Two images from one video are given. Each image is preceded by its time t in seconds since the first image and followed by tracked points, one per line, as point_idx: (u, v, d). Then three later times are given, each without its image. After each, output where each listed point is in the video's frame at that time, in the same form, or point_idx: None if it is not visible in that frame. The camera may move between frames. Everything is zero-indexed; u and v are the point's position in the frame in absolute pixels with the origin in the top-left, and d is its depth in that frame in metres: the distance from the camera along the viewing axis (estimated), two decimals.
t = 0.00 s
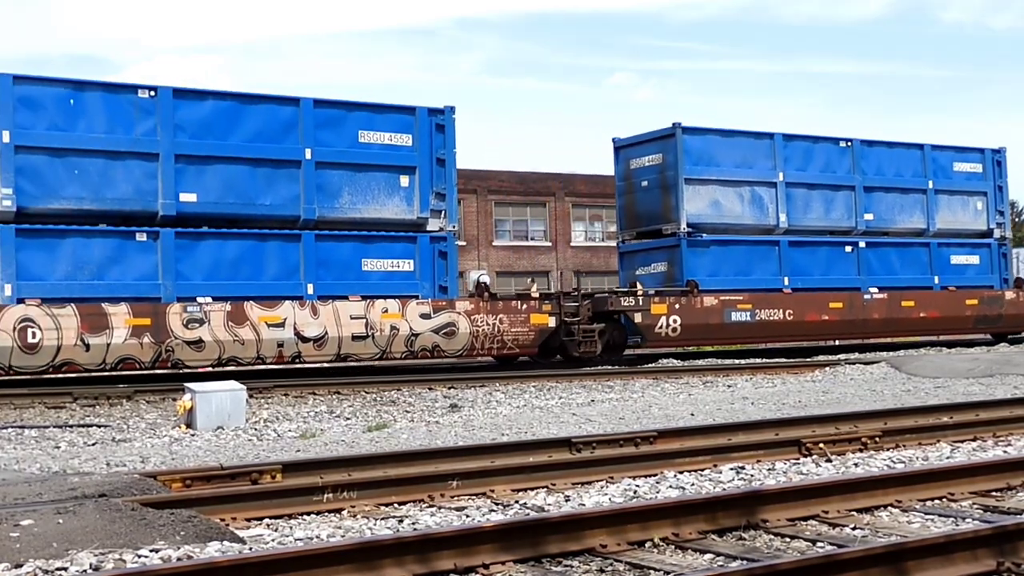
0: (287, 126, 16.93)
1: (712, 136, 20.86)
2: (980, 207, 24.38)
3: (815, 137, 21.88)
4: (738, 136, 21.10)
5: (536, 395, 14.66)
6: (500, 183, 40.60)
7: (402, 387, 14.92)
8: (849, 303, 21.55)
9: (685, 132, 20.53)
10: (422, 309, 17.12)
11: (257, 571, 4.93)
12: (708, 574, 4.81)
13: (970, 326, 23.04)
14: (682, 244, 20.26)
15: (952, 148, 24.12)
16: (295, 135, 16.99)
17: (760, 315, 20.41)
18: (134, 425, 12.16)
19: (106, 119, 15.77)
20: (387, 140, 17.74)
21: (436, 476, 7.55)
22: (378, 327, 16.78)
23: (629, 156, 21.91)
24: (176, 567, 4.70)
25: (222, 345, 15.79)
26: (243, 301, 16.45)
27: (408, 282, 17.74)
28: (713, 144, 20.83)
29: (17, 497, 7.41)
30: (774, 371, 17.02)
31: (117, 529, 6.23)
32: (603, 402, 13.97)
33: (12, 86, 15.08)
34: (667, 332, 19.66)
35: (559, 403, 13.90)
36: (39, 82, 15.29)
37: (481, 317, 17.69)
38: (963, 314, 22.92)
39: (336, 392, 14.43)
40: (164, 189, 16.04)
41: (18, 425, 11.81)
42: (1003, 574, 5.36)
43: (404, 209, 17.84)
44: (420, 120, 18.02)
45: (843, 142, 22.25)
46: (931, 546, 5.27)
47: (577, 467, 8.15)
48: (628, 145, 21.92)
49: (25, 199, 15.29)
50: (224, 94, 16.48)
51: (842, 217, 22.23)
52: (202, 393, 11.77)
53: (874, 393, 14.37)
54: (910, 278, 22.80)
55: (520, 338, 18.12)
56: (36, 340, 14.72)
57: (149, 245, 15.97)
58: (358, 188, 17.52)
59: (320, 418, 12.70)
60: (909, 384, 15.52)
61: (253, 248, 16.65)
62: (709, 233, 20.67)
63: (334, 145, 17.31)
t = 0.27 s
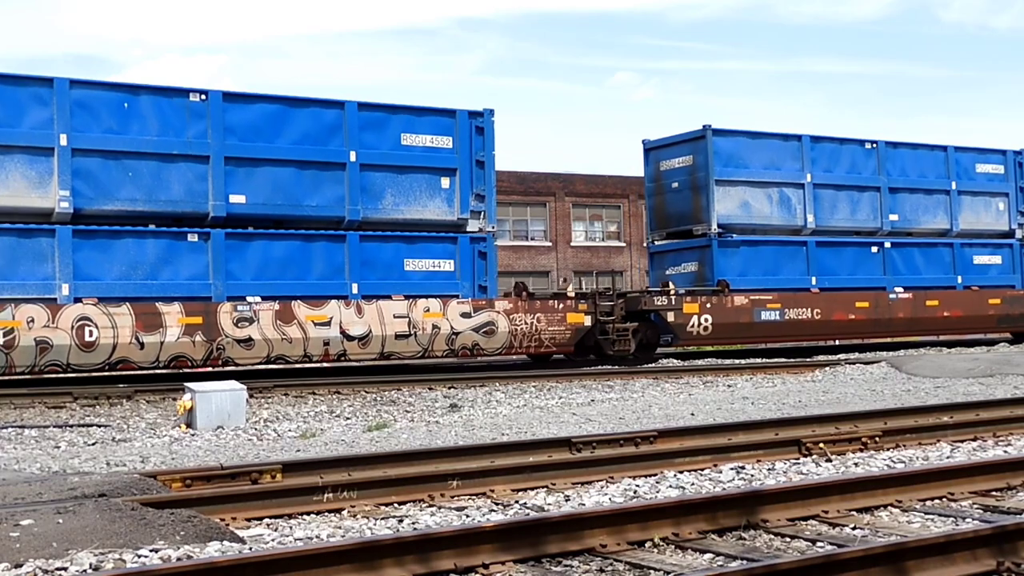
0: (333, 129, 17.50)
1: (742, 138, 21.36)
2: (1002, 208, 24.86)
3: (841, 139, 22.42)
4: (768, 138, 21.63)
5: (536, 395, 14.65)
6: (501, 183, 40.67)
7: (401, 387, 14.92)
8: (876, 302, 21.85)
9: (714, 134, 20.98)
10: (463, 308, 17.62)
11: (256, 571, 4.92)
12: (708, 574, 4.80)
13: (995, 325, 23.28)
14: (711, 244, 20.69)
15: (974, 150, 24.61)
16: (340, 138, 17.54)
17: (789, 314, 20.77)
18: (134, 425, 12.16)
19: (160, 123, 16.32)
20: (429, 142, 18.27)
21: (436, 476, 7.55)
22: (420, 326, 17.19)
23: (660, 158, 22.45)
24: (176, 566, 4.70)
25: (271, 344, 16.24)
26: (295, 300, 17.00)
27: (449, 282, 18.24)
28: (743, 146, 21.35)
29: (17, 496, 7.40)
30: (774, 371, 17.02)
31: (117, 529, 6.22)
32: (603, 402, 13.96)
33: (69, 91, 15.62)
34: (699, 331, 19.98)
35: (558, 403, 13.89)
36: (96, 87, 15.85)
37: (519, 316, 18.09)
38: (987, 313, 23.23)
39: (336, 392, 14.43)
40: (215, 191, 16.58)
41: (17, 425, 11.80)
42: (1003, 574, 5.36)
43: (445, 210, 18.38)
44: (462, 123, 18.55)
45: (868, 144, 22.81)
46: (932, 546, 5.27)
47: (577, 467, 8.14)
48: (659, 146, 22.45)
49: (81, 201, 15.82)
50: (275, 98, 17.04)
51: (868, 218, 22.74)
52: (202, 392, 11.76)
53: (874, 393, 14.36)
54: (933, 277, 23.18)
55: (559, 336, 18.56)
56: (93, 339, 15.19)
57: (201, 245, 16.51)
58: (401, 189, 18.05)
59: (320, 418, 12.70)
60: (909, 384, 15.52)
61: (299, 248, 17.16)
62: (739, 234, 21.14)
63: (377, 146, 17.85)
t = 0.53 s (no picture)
0: (376, 131, 17.84)
1: (771, 140, 21.57)
2: None
3: (867, 141, 22.68)
4: (796, 140, 21.90)
5: (536, 395, 14.66)
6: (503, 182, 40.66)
7: (401, 388, 14.92)
8: (901, 302, 22.02)
9: (743, 136, 21.23)
10: (503, 307, 17.88)
11: (256, 571, 4.92)
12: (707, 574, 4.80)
13: (1015, 324, 23.61)
14: (741, 244, 20.89)
15: (997, 151, 24.80)
16: (383, 140, 17.88)
17: (818, 313, 20.93)
18: (134, 425, 12.16)
19: (210, 126, 16.70)
20: (468, 145, 18.58)
21: (436, 476, 7.55)
22: (460, 325, 17.43)
23: (687, 160, 22.71)
24: (176, 566, 4.70)
25: (318, 343, 16.52)
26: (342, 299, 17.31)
27: (487, 281, 18.56)
28: (772, 147, 21.56)
29: (17, 496, 7.40)
30: (774, 371, 17.02)
31: (117, 529, 6.23)
32: (603, 402, 13.96)
33: (124, 95, 16.03)
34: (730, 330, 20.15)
35: (558, 403, 13.90)
36: (150, 91, 16.27)
37: (557, 315, 18.28)
38: (1010, 312, 23.47)
39: (336, 392, 14.43)
40: (264, 193, 16.94)
41: (18, 425, 11.81)
42: (1003, 574, 5.36)
43: (484, 211, 18.70)
44: (499, 125, 18.87)
45: (893, 146, 23.08)
46: (931, 546, 5.27)
47: (577, 467, 8.14)
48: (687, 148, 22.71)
49: (134, 202, 16.19)
50: (322, 102, 17.42)
51: (893, 219, 23.00)
52: (202, 392, 11.77)
53: (874, 393, 14.36)
54: (957, 277, 23.34)
55: (593, 335, 18.65)
56: (148, 337, 15.54)
57: (250, 246, 16.86)
58: (442, 191, 18.37)
59: (320, 418, 12.70)
60: (909, 384, 15.51)
61: (344, 248, 17.48)
62: (768, 234, 21.35)
63: (417, 148, 18.17)
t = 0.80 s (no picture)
0: (418, 135, 18.19)
1: (798, 143, 22.04)
2: None
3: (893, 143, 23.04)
4: (823, 142, 22.33)
5: (536, 395, 14.67)
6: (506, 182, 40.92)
7: (402, 388, 14.94)
8: (925, 301, 22.50)
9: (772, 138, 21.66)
10: (540, 307, 18.36)
11: (256, 571, 4.92)
12: (708, 574, 4.80)
13: None
14: (770, 245, 21.34)
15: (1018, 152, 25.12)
16: (424, 143, 18.21)
17: (844, 312, 21.46)
18: (134, 425, 12.16)
19: (258, 129, 17.04)
20: (506, 147, 18.95)
21: (436, 476, 7.56)
22: (500, 325, 17.98)
23: (718, 161, 23.18)
24: (176, 566, 4.70)
25: (363, 341, 17.05)
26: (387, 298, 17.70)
27: (525, 281, 18.96)
28: (799, 150, 22.01)
29: (17, 497, 7.41)
30: (774, 371, 17.03)
31: (117, 529, 6.23)
32: (603, 402, 13.97)
33: (176, 99, 16.37)
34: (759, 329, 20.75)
35: (558, 403, 13.91)
36: (202, 95, 16.60)
37: (592, 315, 18.83)
38: None
39: (336, 392, 14.44)
40: (310, 194, 17.28)
41: (18, 425, 11.81)
42: (1003, 574, 5.36)
43: (522, 212, 19.08)
44: (537, 128, 19.26)
45: (917, 147, 23.46)
46: (932, 546, 5.27)
47: (577, 467, 8.15)
48: (717, 150, 23.17)
49: (186, 203, 16.51)
50: (366, 105, 17.78)
51: (917, 219, 23.40)
52: (202, 393, 11.77)
53: (874, 393, 14.38)
54: (979, 277, 23.76)
55: (627, 334, 19.22)
56: (200, 336, 15.97)
57: (297, 247, 17.20)
58: (481, 192, 18.74)
59: (320, 418, 12.71)
60: (909, 384, 15.53)
61: (387, 249, 17.83)
62: (796, 235, 21.79)
63: (457, 151, 18.53)
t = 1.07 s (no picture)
0: (459, 138, 18.77)
1: (825, 145, 22.57)
2: None
3: (917, 145, 23.60)
4: (849, 145, 22.88)
5: (536, 395, 14.66)
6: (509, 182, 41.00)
7: (402, 387, 14.93)
8: (950, 301, 22.94)
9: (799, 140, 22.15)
10: (578, 307, 18.84)
11: (256, 571, 4.92)
12: (708, 574, 4.80)
13: None
14: (798, 245, 21.79)
15: None
16: (465, 146, 18.79)
17: (871, 311, 21.87)
18: (134, 425, 12.16)
19: (306, 132, 17.63)
20: (544, 150, 19.55)
21: (436, 476, 7.56)
22: (538, 324, 18.48)
23: (744, 163, 23.66)
24: (176, 566, 4.70)
25: (406, 339, 17.53)
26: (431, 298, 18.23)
27: (561, 281, 19.57)
28: (826, 152, 22.55)
29: (17, 496, 7.41)
30: (774, 371, 17.02)
31: (117, 529, 6.22)
32: (603, 402, 13.96)
33: (226, 103, 16.95)
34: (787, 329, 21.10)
35: (558, 403, 13.90)
36: (253, 100, 17.19)
37: (626, 313, 19.31)
38: None
39: (336, 392, 14.43)
40: (355, 196, 17.90)
41: (17, 425, 11.80)
42: (1003, 574, 5.35)
43: (558, 214, 19.70)
44: (573, 132, 19.89)
45: (941, 149, 24.05)
46: (932, 546, 5.27)
47: (577, 467, 8.14)
48: (744, 152, 23.66)
49: (236, 205, 17.17)
50: (412, 109, 18.35)
51: (941, 220, 23.94)
52: (202, 392, 11.77)
53: (874, 393, 14.36)
54: (1001, 276, 24.36)
55: (662, 332, 19.64)
56: (250, 334, 16.42)
57: (341, 248, 17.82)
58: (519, 195, 19.35)
59: (320, 418, 12.70)
60: (909, 384, 15.51)
61: (428, 249, 18.41)
62: (823, 236, 22.26)
63: (495, 154, 19.12)
